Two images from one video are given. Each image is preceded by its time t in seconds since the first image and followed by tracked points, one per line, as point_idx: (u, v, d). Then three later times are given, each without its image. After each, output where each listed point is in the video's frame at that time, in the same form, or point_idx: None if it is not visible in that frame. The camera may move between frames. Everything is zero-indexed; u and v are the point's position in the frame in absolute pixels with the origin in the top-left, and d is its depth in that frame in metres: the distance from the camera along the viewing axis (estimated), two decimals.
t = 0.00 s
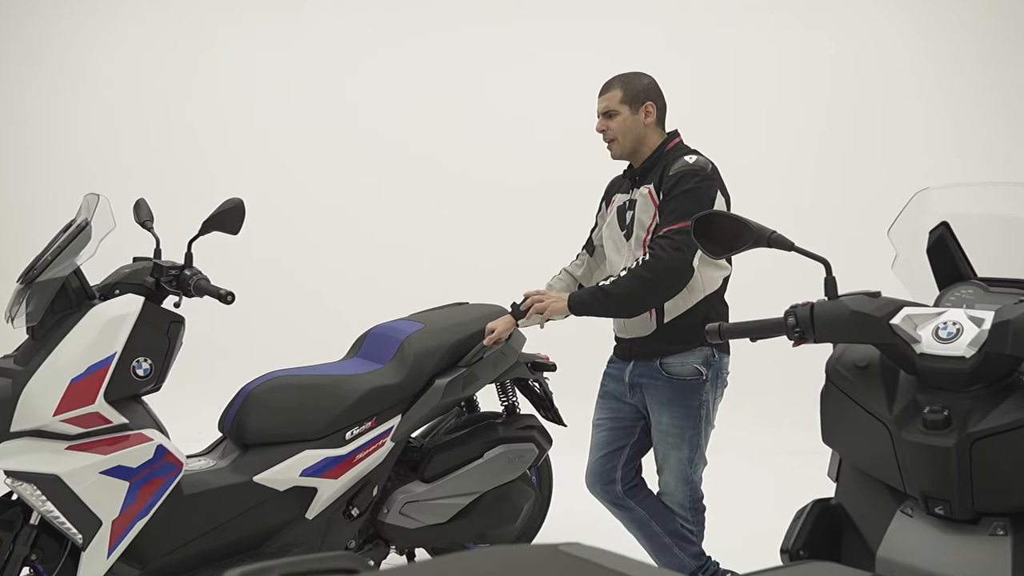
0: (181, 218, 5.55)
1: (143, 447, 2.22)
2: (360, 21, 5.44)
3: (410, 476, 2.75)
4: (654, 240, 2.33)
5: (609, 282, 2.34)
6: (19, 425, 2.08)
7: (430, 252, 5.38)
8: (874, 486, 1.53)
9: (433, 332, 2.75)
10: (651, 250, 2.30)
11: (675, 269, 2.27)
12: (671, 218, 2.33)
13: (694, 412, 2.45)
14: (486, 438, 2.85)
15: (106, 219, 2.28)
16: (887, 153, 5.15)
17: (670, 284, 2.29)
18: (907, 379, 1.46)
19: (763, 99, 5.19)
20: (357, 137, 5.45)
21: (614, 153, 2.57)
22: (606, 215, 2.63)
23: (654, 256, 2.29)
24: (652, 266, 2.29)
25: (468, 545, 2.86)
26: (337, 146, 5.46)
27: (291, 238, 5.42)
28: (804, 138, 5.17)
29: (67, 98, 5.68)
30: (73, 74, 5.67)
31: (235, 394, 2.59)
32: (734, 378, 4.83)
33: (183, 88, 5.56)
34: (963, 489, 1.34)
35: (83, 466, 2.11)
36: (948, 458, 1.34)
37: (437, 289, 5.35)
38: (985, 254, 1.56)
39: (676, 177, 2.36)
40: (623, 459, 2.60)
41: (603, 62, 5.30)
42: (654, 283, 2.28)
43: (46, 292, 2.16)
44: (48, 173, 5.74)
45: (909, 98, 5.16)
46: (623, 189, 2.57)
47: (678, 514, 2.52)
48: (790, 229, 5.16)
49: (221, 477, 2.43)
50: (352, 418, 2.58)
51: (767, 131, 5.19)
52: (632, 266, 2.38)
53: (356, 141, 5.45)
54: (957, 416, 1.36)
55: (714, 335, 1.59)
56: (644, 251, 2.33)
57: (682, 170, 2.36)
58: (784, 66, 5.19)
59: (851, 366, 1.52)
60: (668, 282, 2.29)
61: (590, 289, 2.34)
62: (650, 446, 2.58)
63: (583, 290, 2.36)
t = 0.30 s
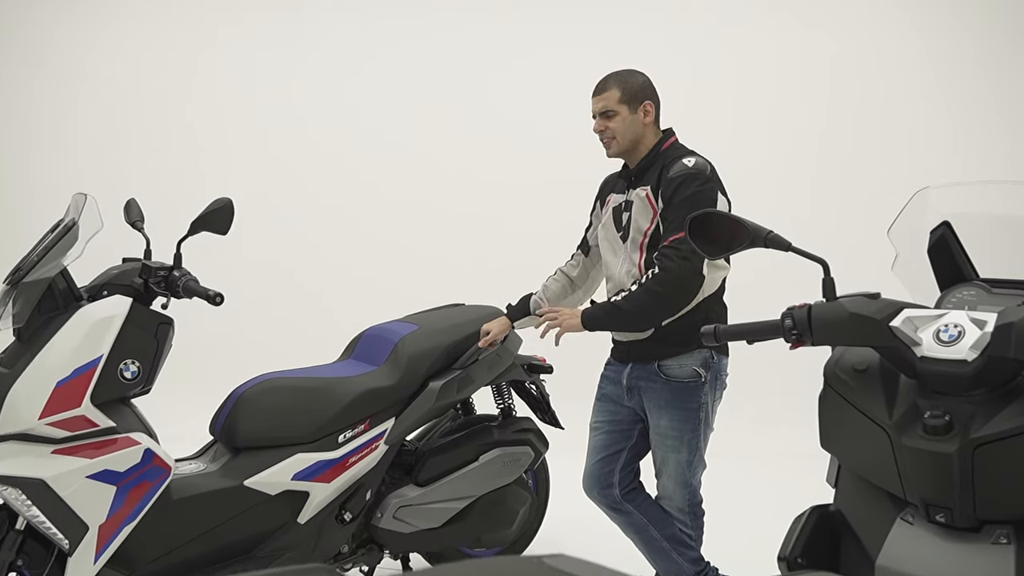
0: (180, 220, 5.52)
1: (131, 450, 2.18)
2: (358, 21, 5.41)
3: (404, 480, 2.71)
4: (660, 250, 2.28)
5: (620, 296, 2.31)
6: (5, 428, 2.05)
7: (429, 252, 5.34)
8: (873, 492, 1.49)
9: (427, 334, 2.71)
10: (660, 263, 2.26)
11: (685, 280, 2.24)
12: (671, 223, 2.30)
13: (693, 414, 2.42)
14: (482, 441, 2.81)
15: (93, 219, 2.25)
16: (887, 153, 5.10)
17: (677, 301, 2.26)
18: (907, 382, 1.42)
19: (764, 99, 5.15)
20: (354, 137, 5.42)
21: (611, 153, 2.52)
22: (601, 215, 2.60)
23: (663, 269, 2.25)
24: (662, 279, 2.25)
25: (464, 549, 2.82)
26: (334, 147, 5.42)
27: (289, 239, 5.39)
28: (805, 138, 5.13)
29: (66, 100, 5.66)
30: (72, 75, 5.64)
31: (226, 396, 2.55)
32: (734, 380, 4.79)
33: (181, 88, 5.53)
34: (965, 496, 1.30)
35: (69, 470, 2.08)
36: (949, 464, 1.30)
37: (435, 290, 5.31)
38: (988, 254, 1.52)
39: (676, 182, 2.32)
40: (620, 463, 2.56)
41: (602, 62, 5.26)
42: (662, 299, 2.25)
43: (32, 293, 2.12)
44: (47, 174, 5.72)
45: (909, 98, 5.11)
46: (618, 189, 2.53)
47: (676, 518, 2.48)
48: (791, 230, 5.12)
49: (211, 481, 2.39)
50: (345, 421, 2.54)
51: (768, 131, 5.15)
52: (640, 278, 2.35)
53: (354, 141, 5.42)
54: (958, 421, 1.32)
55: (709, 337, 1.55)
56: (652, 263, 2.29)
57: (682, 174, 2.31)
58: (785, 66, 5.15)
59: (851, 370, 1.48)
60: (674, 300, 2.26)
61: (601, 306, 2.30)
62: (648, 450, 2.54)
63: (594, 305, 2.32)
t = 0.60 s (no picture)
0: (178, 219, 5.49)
1: (112, 454, 2.15)
2: (354, 21, 5.38)
3: (394, 483, 2.68)
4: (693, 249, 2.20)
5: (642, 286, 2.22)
6: None
7: (426, 252, 5.30)
8: (865, 499, 1.44)
9: (419, 335, 2.68)
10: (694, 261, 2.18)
11: (713, 282, 2.18)
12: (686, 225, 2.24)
13: (690, 416, 2.37)
14: (474, 444, 2.78)
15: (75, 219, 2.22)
16: (883, 152, 5.01)
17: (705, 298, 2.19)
18: (900, 386, 1.38)
19: (767, 97, 5.11)
20: (353, 137, 5.38)
21: (637, 141, 2.44)
22: (592, 210, 2.55)
23: (698, 268, 2.17)
24: (692, 278, 2.18)
25: (455, 553, 2.79)
26: (333, 147, 5.39)
27: (287, 238, 5.35)
28: (805, 137, 5.08)
29: (65, 98, 5.63)
30: (71, 73, 5.62)
31: (213, 399, 2.51)
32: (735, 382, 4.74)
33: (181, 86, 5.50)
34: (960, 504, 1.26)
35: (49, 474, 2.04)
36: (943, 471, 1.26)
37: (433, 289, 5.24)
38: (985, 254, 1.47)
39: (693, 184, 2.25)
40: (614, 467, 2.52)
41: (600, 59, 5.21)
42: (693, 297, 2.17)
43: (13, 293, 2.05)
44: (47, 172, 5.69)
45: (909, 98, 5.03)
46: (612, 183, 2.49)
47: (671, 523, 2.44)
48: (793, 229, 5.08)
49: (197, 485, 2.36)
50: (334, 424, 2.50)
51: (770, 130, 5.11)
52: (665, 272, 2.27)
53: (352, 141, 5.38)
54: (953, 427, 1.27)
55: (697, 341, 1.51)
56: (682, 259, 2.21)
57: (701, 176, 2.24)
58: (788, 65, 5.09)
59: (842, 373, 1.44)
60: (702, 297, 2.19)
61: (621, 292, 2.21)
62: (642, 453, 2.50)
63: (614, 290, 2.23)
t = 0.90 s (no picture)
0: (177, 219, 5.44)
1: (90, 459, 2.10)
2: (353, 21, 5.33)
3: (384, 488, 2.63)
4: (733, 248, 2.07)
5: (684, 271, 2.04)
6: None
7: (426, 253, 5.25)
8: (856, 510, 1.39)
9: (408, 338, 2.63)
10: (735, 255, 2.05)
11: (749, 278, 2.05)
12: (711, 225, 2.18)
13: (694, 417, 2.31)
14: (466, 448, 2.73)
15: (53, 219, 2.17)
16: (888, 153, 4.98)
17: (745, 295, 2.05)
18: (892, 394, 1.32)
19: (771, 95, 5.03)
20: (353, 137, 5.34)
21: (638, 137, 2.35)
22: (580, 206, 2.48)
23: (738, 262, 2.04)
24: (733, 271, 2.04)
25: (447, 559, 2.74)
26: (333, 148, 5.35)
27: (286, 238, 5.31)
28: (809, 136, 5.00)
29: (65, 98, 5.60)
30: (71, 73, 5.58)
31: (198, 402, 2.47)
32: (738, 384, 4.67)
33: (181, 86, 5.46)
34: (953, 517, 1.20)
35: (25, 480, 2.01)
36: (936, 483, 1.20)
37: (433, 290, 5.19)
38: (982, 255, 1.42)
39: (719, 186, 2.23)
40: (617, 475, 2.44)
41: (601, 66, 5.16)
42: (733, 290, 2.03)
43: None
44: (45, 172, 5.65)
45: (910, 97, 5.00)
46: (608, 177, 2.41)
47: (671, 529, 2.38)
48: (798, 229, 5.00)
49: (181, 490, 2.32)
50: (321, 428, 2.45)
51: (775, 128, 5.03)
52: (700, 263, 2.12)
53: (352, 141, 5.34)
54: (947, 436, 1.22)
55: (681, 345, 1.46)
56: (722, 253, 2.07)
57: (723, 177, 2.23)
58: (792, 64, 5.02)
59: (833, 380, 1.38)
60: (744, 293, 2.05)
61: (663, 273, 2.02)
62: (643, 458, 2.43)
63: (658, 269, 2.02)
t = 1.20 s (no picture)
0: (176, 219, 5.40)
1: (73, 464, 2.07)
2: (352, 21, 5.30)
3: (378, 493, 2.58)
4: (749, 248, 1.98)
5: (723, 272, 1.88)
6: None
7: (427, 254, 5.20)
8: (853, 524, 1.32)
9: (403, 340, 2.58)
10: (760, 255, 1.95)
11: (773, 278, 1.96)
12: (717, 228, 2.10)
13: (691, 421, 2.25)
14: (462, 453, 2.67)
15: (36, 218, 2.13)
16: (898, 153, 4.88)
17: (767, 295, 1.95)
18: (890, 403, 1.26)
19: (778, 93, 4.94)
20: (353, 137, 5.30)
21: (642, 133, 2.28)
22: (578, 205, 2.41)
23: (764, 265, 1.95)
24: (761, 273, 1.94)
25: (443, 565, 2.68)
26: (333, 148, 5.31)
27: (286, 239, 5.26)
28: (818, 133, 4.90)
29: (64, 98, 5.57)
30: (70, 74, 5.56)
31: (188, 405, 2.42)
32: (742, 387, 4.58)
33: (181, 86, 5.43)
34: (953, 534, 1.13)
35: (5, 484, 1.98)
36: (935, 498, 1.13)
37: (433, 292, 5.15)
38: (986, 256, 1.35)
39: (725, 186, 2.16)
40: (612, 480, 2.38)
41: (601, 65, 5.10)
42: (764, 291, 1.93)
43: None
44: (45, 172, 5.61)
45: (917, 97, 4.92)
46: (606, 176, 2.35)
47: (669, 536, 2.31)
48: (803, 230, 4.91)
49: (168, 494, 2.27)
50: (312, 432, 2.40)
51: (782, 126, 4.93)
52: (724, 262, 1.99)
53: (353, 141, 5.30)
54: (947, 448, 1.15)
55: (671, 349, 1.39)
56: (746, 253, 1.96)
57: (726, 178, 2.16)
58: (797, 62, 4.94)
59: (828, 388, 1.32)
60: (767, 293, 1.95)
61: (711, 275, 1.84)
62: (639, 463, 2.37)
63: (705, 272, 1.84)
